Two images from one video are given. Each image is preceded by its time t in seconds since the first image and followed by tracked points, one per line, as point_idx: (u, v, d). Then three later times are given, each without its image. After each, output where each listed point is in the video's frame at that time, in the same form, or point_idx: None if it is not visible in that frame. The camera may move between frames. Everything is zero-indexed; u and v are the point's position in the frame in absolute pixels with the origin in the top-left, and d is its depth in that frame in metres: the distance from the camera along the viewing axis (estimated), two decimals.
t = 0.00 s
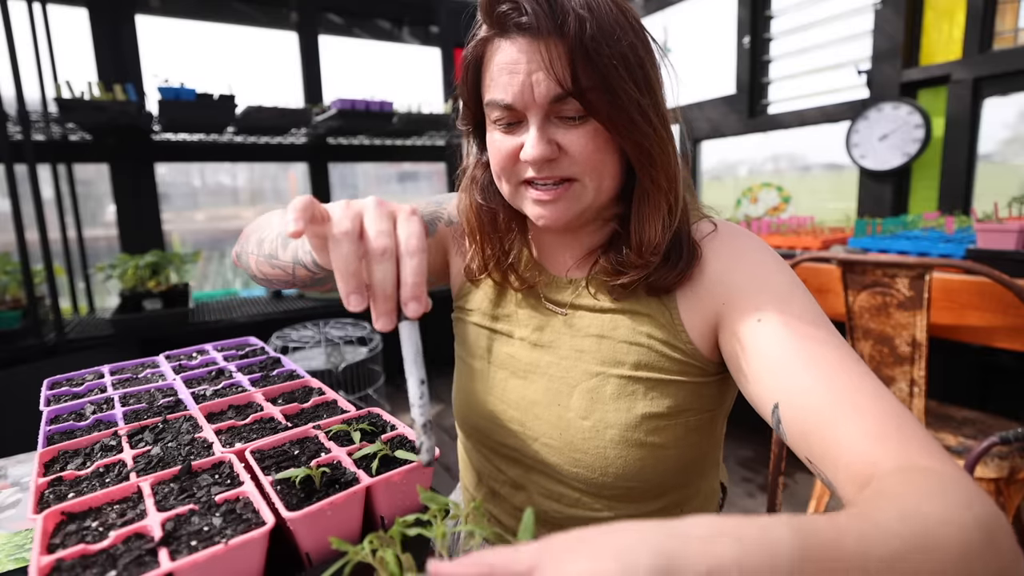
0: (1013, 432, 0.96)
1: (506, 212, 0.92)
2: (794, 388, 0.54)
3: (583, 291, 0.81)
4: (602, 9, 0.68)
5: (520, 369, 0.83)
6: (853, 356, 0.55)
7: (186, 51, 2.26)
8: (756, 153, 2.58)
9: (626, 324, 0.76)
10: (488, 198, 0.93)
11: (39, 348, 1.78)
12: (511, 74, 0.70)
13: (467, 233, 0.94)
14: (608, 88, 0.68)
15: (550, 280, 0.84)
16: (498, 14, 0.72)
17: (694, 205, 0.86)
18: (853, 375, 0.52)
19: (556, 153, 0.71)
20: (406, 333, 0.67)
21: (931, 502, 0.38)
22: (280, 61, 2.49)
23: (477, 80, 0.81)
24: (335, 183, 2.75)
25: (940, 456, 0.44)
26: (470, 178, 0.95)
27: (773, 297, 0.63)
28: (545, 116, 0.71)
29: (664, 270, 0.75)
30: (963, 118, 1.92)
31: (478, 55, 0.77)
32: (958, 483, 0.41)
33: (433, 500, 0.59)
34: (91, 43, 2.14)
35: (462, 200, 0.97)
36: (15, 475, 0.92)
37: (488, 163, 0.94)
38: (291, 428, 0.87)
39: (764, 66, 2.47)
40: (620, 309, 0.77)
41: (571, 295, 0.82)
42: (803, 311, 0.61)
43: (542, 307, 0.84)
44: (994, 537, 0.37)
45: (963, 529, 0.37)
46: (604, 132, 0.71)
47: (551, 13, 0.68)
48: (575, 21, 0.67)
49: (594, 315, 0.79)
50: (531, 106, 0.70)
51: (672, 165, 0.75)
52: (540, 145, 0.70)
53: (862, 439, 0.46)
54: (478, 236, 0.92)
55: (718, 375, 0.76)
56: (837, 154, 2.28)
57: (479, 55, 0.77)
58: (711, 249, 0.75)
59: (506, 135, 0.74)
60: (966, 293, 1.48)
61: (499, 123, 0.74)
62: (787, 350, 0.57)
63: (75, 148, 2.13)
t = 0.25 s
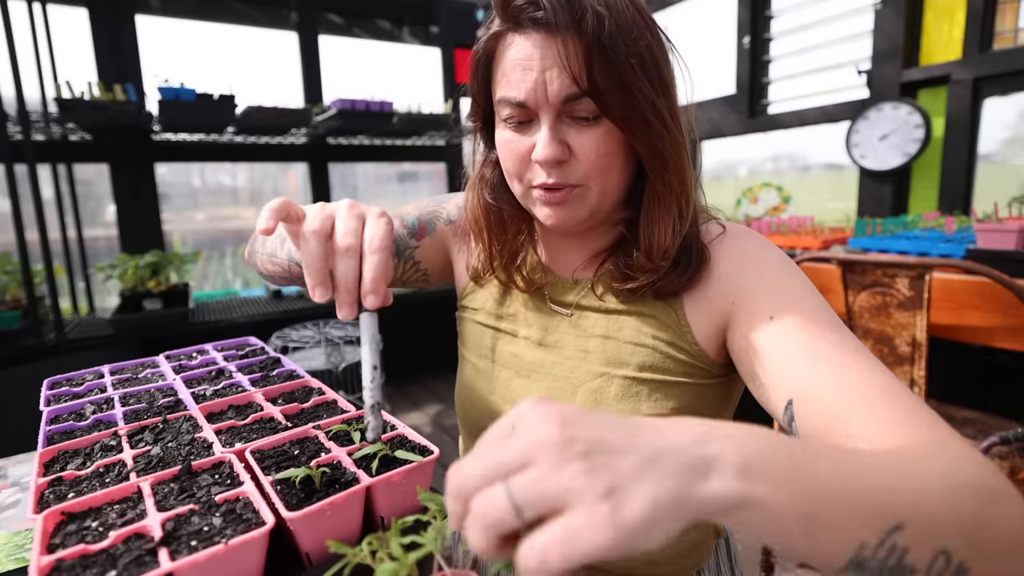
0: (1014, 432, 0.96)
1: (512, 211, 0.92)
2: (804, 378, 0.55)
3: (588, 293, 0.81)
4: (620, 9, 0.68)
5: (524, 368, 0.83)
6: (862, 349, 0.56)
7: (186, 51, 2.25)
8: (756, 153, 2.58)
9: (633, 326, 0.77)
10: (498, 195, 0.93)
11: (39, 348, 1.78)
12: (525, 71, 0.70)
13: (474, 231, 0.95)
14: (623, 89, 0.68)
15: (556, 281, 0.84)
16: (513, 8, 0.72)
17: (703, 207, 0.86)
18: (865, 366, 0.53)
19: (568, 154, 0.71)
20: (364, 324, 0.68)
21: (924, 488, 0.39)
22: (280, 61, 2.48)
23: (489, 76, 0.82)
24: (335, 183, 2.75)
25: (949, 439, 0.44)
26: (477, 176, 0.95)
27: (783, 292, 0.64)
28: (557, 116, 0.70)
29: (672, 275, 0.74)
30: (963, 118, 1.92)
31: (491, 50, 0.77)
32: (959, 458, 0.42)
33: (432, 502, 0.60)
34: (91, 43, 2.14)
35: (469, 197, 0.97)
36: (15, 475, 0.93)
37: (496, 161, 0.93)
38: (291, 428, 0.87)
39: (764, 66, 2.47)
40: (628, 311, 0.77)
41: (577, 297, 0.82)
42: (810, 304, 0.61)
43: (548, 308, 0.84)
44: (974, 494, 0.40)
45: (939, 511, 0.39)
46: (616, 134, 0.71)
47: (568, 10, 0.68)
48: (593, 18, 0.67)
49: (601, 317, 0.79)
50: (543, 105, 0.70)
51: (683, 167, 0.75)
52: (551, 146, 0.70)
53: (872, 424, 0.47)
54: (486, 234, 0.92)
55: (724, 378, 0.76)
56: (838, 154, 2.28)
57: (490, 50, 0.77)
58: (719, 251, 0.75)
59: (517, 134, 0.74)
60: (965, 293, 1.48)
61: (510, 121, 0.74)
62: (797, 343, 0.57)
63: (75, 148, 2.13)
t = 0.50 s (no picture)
0: (1014, 432, 0.96)
1: (511, 210, 0.92)
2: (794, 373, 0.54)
3: (585, 290, 0.81)
4: (618, 11, 0.68)
5: (521, 366, 0.84)
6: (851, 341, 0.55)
7: (186, 51, 2.25)
8: (756, 153, 2.58)
9: (628, 323, 0.77)
10: (497, 196, 0.93)
11: (39, 348, 1.78)
12: (524, 74, 0.70)
13: (473, 230, 0.95)
14: (622, 91, 0.68)
15: (553, 279, 0.84)
16: (512, 12, 0.72)
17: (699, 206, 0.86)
18: (853, 360, 0.52)
19: (566, 155, 0.71)
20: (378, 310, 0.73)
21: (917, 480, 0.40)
22: (280, 61, 2.48)
23: (488, 78, 0.82)
24: (335, 183, 2.75)
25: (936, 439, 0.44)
26: (477, 176, 0.95)
27: (773, 287, 0.63)
28: (556, 117, 0.70)
29: (668, 272, 0.74)
30: (963, 118, 1.92)
31: (490, 52, 0.77)
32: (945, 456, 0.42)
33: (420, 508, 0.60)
34: (91, 43, 2.14)
35: (469, 197, 0.97)
36: (15, 475, 0.92)
37: (495, 161, 0.93)
38: (292, 428, 0.87)
39: (764, 66, 2.47)
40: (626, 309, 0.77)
41: (574, 294, 0.82)
42: (800, 297, 0.61)
43: (544, 306, 0.84)
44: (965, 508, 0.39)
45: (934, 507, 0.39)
46: (614, 134, 0.71)
47: (567, 13, 0.68)
48: (592, 22, 0.67)
49: (596, 314, 0.79)
50: (542, 107, 0.70)
51: (680, 167, 0.75)
52: (550, 146, 0.70)
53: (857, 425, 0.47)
54: (485, 233, 0.92)
55: (719, 374, 0.76)
56: (838, 154, 2.28)
57: (490, 53, 0.77)
58: (712, 247, 0.75)
59: (515, 134, 0.74)
60: (965, 293, 1.48)
61: (508, 122, 0.74)
62: (785, 339, 0.57)
63: (75, 148, 2.13)
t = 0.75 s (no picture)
0: (1013, 432, 0.96)
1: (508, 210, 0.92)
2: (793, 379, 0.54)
3: (581, 289, 0.81)
4: (609, 11, 0.68)
5: (518, 365, 0.84)
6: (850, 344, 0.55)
7: (186, 51, 2.25)
8: (756, 153, 2.58)
9: (624, 321, 0.77)
10: (492, 196, 0.93)
11: (39, 348, 1.78)
12: (518, 74, 0.70)
13: (470, 230, 0.95)
14: (614, 90, 0.68)
15: (549, 278, 0.85)
16: (506, 12, 0.72)
17: (694, 207, 0.86)
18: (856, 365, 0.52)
19: (560, 153, 0.71)
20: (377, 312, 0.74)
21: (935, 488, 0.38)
22: (280, 61, 2.48)
23: (483, 79, 0.82)
24: (335, 183, 2.75)
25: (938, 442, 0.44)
26: (473, 176, 0.95)
27: (770, 289, 0.63)
28: (549, 116, 0.71)
29: (662, 270, 0.74)
30: (963, 118, 1.92)
31: (484, 53, 0.77)
32: (959, 467, 0.40)
33: (428, 503, 0.59)
34: (91, 43, 2.14)
35: (466, 197, 0.97)
36: (15, 475, 0.93)
37: (492, 161, 0.94)
38: (291, 428, 0.87)
39: (764, 66, 2.47)
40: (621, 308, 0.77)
41: (570, 293, 0.82)
42: (797, 299, 0.61)
43: (541, 304, 0.84)
44: (995, 516, 0.37)
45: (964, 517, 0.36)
46: (608, 133, 0.71)
47: (559, 13, 0.68)
48: (583, 21, 0.67)
49: (593, 313, 0.79)
50: (536, 106, 0.70)
51: (673, 166, 0.75)
52: (544, 145, 0.70)
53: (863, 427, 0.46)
54: (482, 233, 0.92)
55: (716, 372, 0.76)
56: (838, 154, 2.28)
57: (485, 54, 0.77)
58: (707, 246, 0.75)
59: (510, 133, 0.74)
60: (966, 293, 1.48)
61: (503, 121, 0.74)
62: (785, 343, 0.57)
63: (75, 148, 2.13)
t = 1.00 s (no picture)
0: (1013, 432, 0.96)
1: (509, 209, 0.92)
2: (784, 395, 0.55)
3: (584, 290, 0.81)
4: (608, 12, 0.68)
5: (522, 366, 0.83)
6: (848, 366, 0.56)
7: (186, 51, 2.25)
8: (756, 153, 2.58)
9: (627, 323, 0.76)
10: (493, 196, 0.93)
11: (39, 348, 1.78)
12: (517, 75, 0.70)
13: (471, 231, 0.95)
14: (614, 90, 0.68)
15: (552, 279, 0.84)
16: (504, 14, 0.72)
17: (695, 206, 0.86)
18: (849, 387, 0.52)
19: (561, 153, 0.71)
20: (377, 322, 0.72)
21: (914, 528, 0.39)
22: (280, 61, 2.48)
23: (483, 80, 0.82)
24: (335, 183, 2.75)
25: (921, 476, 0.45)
26: (475, 177, 0.95)
27: (774, 304, 0.63)
28: (549, 117, 0.71)
29: (664, 271, 0.75)
30: (963, 118, 1.92)
31: (484, 54, 0.77)
32: (942, 506, 0.41)
33: (427, 503, 0.58)
34: (91, 43, 2.14)
35: (467, 198, 0.97)
36: (15, 475, 0.92)
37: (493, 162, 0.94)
38: (291, 428, 0.87)
39: (764, 66, 2.47)
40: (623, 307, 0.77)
41: (572, 294, 0.82)
42: (802, 318, 0.61)
43: (544, 306, 0.84)
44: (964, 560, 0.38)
45: (932, 559, 0.38)
46: (608, 133, 0.71)
47: (557, 14, 0.68)
48: (581, 23, 0.67)
49: (596, 315, 0.79)
50: (536, 107, 0.70)
51: (674, 165, 0.75)
52: (544, 146, 0.70)
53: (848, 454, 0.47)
54: (484, 234, 0.92)
55: (718, 374, 0.76)
56: (838, 153, 2.28)
57: (485, 56, 0.77)
58: (710, 252, 0.75)
59: (510, 134, 0.74)
60: (965, 293, 1.48)
61: (503, 122, 0.74)
62: (785, 358, 0.57)
63: (75, 148, 2.13)
